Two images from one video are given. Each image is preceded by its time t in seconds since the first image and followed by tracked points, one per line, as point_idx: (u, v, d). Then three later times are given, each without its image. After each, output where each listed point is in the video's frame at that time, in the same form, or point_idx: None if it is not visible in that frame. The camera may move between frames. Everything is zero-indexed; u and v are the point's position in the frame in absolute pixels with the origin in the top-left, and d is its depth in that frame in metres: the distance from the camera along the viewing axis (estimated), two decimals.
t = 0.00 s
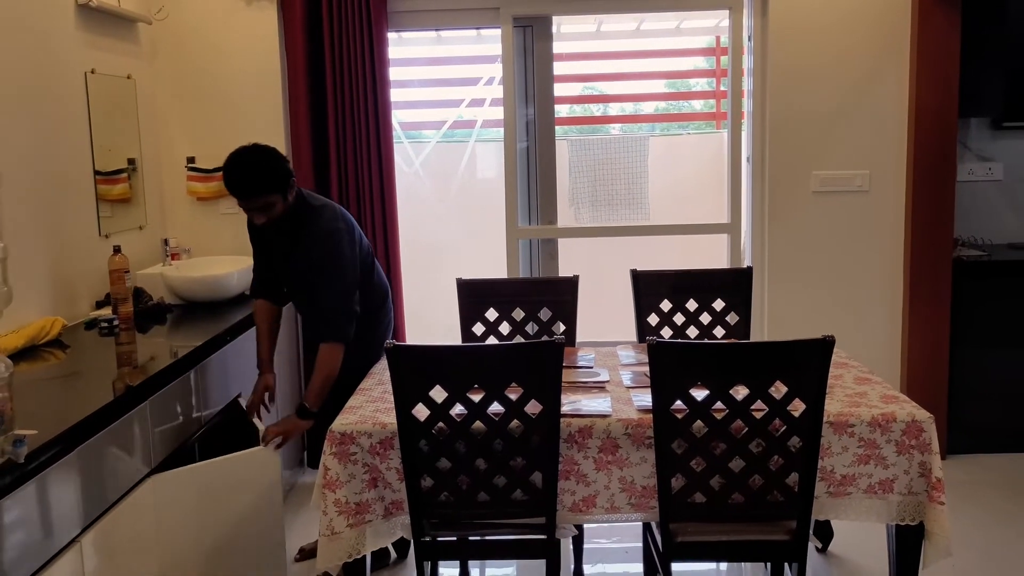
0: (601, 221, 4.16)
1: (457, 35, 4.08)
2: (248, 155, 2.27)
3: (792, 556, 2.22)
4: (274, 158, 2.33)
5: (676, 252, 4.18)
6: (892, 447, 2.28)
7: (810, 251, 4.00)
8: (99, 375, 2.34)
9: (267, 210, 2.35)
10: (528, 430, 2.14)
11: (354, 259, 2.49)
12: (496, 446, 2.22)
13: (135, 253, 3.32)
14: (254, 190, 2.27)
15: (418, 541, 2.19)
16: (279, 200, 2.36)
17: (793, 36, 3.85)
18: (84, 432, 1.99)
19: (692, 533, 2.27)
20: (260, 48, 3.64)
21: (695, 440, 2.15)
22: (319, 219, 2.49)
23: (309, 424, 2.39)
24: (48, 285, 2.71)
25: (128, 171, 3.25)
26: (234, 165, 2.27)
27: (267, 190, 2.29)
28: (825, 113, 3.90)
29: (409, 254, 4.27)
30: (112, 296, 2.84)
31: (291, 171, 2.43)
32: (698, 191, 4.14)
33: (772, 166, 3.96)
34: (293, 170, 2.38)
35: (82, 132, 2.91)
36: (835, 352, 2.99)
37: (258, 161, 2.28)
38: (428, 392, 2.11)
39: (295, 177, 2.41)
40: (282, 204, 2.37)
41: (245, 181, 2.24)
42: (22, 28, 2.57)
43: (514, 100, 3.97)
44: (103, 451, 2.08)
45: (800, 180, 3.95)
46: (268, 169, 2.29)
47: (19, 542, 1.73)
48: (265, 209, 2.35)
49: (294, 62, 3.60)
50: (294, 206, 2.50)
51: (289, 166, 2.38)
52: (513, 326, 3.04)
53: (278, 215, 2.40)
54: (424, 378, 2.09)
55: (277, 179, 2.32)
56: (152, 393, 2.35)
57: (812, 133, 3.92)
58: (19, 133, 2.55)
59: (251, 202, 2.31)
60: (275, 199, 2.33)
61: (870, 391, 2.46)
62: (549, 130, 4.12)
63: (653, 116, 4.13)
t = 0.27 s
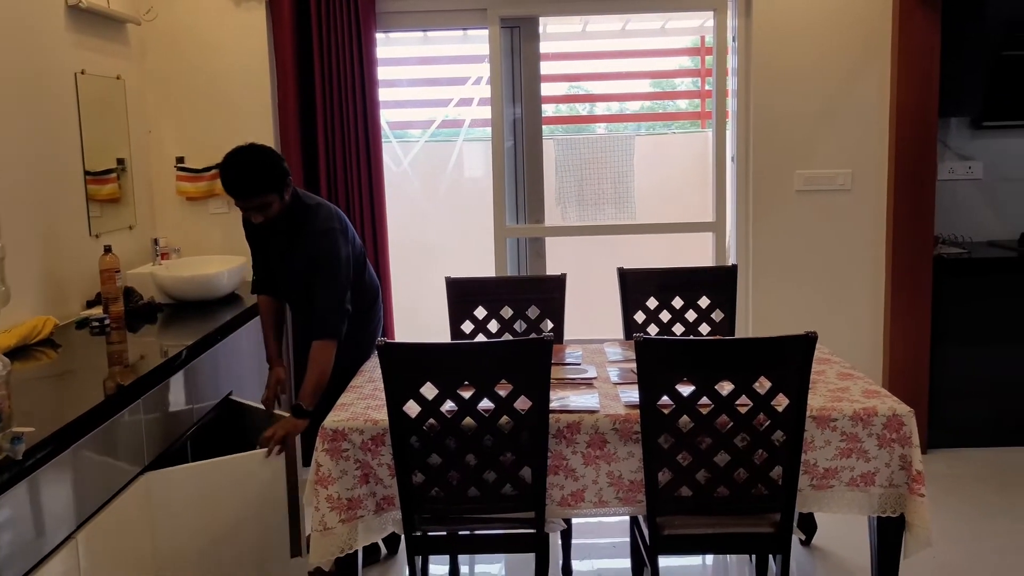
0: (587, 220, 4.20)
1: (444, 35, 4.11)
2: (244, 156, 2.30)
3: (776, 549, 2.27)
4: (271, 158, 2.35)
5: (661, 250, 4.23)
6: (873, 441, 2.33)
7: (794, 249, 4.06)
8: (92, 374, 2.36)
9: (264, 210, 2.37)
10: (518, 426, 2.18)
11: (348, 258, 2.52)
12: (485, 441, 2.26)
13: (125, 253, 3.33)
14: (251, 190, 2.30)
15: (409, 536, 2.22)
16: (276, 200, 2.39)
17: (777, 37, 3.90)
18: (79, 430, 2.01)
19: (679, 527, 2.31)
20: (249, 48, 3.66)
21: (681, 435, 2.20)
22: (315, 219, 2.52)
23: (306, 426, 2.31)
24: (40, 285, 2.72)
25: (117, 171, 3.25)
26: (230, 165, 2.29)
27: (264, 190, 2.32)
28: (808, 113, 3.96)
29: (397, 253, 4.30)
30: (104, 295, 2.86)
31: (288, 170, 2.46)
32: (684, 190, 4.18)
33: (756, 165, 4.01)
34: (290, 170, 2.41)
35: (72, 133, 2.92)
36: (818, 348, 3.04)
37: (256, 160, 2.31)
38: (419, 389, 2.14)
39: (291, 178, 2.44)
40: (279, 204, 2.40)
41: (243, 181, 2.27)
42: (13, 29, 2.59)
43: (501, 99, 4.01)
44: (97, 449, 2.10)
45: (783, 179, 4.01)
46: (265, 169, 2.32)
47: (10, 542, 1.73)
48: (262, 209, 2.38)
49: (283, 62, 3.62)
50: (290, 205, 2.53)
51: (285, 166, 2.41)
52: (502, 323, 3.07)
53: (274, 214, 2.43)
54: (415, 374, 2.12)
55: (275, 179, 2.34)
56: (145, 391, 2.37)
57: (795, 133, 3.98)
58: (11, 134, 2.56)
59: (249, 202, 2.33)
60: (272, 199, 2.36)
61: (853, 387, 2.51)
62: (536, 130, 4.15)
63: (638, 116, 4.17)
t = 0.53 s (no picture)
0: (566, 218, 4.25)
1: (422, 35, 4.13)
2: (227, 160, 2.32)
3: (752, 538, 2.33)
4: (254, 161, 2.38)
5: (639, 248, 4.28)
6: (845, 432, 2.39)
7: (769, 246, 4.13)
8: (75, 373, 2.37)
9: (248, 214, 2.40)
10: (499, 420, 2.21)
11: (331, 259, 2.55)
12: (467, 436, 2.29)
13: (105, 252, 3.33)
14: (234, 196, 2.32)
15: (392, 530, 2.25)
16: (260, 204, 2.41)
17: (752, 38, 3.97)
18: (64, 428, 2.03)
19: (657, 518, 2.36)
20: (229, 47, 3.67)
21: (659, 427, 2.24)
22: (299, 221, 2.54)
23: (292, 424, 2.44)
24: (21, 285, 2.73)
25: (96, 171, 3.25)
26: (213, 170, 2.32)
27: (248, 196, 2.34)
28: (782, 112, 4.03)
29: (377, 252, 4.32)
30: (85, 294, 2.87)
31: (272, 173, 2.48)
32: (661, 188, 4.24)
33: (732, 163, 4.08)
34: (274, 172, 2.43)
35: (53, 133, 2.92)
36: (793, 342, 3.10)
37: (239, 165, 2.33)
38: (402, 385, 2.17)
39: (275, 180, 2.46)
40: (262, 207, 2.42)
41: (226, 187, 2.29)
42: None
43: (480, 98, 4.04)
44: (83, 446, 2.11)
45: (759, 177, 4.07)
46: (249, 174, 2.34)
47: None
48: (246, 213, 2.40)
49: (263, 62, 3.63)
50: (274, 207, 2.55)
51: (269, 168, 2.43)
52: (482, 320, 3.11)
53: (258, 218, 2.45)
54: (398, 371, 2.15)
55: (259, 183, 2.36)
56: (128, 389, 2.38)
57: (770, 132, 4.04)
58: None
59: (232, 207, 2.35)
60: (255, 203, 2.38)
61: (826, 379, 2.57)
62: (515, 129, 4.18)
63: (615, 114, 4.22)
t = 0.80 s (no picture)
0: (546, 216, 4.31)
1: (403, 35, 4.17)
2: (213, 168, 2.36)
3: (729, 526, 2.39)
4: (240, 168, 2.41)
5: (618, 245, 4.35)
6: (819, 423, 2.46)
7: (746, 243, 4.21)
8: (63, 371, 2.40)
9: (234, 220, 2.44)
10: (483, 414, 2.26)
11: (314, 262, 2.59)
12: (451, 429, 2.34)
13: (89, 252, 3.35)
14: (220, 203, 2.36)
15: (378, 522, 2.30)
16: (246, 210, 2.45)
17: (728, 39, 4.05)
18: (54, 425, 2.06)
19: (637, 508, 2.42)
20: (212, 48, 3.69)
21: (639, 419, 2.30)
22: (285, 223, 2.58)
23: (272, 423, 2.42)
24: (6, 284, 2.74)
25: (80, 170, 3.26)
26: (200, 177, 2.35)
27: (233, 203, 2.38)
28: (758, 112, 4.11)
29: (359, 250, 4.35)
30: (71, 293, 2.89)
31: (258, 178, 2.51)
32: (640, 187, 4.31)
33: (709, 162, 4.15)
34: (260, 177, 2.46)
35: (37, 133, 2.94)
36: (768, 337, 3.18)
37: (225, 173, 2.37)
38: (388, 380, 2.22)
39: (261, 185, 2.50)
40: (248, 213, 2.46)
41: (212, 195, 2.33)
42: None
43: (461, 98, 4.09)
44: (73, 443, 2.14)
45: (735, 175, 4.15)
46: (234, 181, 2.37)
47: None
48: (232, 218, 2.44)
49: (246, 62, 3.66)
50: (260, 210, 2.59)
51: (256, 173, 2.47)
52: (465, 317, 3.16)
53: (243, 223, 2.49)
54: (384, 366, 2.20)
55: (245, 189, 2.40)
56: (116, 387, 2.41)
57: (746, 131, 4.12)
58: None
59: (218, 212, 2.39)
60: (240, 211, 2.42)
61: (800, 372, 2.65)
62: (495, 128, 4.24)
63: (593, 113, 4.28)
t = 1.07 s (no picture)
0: (528, 214, 4.36)
1: (385, 35, 4.21)
2: (205, 164, 2.39)
3: (710, 515, 2.46)
4: (233, 166, 2.44)
5: (599, 243, 4.42)
6: (796, 414, 2.53)
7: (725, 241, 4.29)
8: (53, 368, 2.42)
9: (226, 215, 2.47)
10: (470, 407, 2.31)
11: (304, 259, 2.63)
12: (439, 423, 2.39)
13: (75, 251, 3.36)
14: (214, 199, 2.40)
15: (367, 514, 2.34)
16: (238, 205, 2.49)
17: (706, 40, 4.12)
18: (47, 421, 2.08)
19: (619, 499, 2.48)
20: (196, 47, 3.71)
21: (622, 411, 2.36)
22: (275, 221, 2.62)
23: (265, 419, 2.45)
24: None
25: (65, 169, 3.27)
26: (193, 175, 2.39)
27: (227, 199, 2.41)
28: (736, 111, 4.19)
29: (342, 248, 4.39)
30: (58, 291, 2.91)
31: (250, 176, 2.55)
32: (620, 185, 4.37)
33: (688, 160, 4.22)
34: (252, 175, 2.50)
35: (24, 132, 2.95)
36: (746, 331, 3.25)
37: (219, 169, 2.40)
38: (377, 374, 2.26)
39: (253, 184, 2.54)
40: (240, 210, 2.50)
41: (206, 190, 2.37)
42: None
43: (444, 97, 4.13)
44: (64, 439, 2.17)
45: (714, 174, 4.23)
46: (228, 177, 2.41)
47: None
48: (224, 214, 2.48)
49: (230, 61, 3.68)
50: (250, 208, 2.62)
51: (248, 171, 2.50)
52: (449, 314, 3.21)
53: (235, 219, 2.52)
54: (373, 361, 2.24)
55: (238, 186, 2.44)
56: (107, 384, 2.44)
57: (724, 130, 4.20)
58: None
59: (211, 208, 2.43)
60: (233, 207, 2.46)
61: (778, 365, 2.72)
62: (478, 127, 4.28)
63: (573, 112, 4.34)
